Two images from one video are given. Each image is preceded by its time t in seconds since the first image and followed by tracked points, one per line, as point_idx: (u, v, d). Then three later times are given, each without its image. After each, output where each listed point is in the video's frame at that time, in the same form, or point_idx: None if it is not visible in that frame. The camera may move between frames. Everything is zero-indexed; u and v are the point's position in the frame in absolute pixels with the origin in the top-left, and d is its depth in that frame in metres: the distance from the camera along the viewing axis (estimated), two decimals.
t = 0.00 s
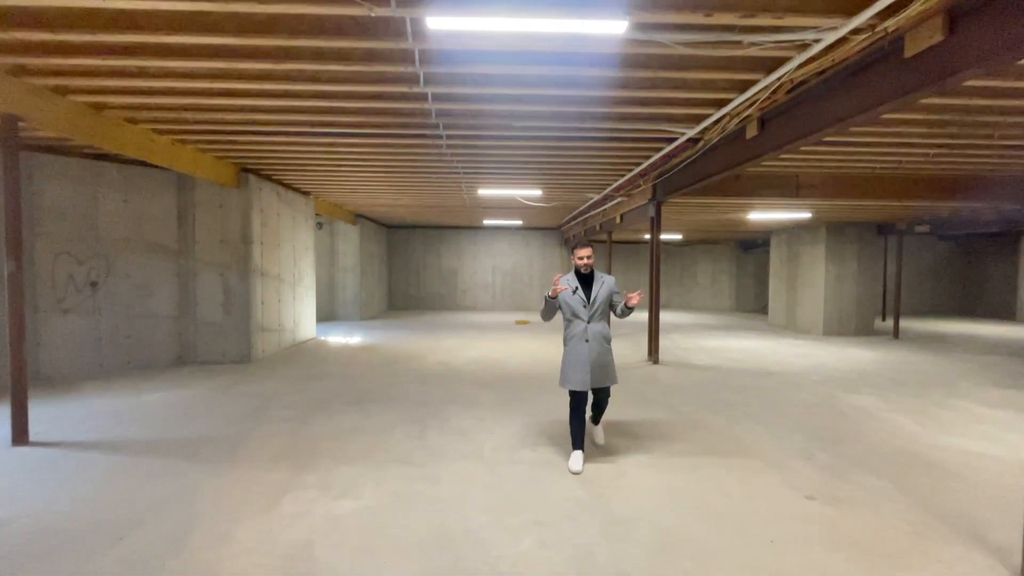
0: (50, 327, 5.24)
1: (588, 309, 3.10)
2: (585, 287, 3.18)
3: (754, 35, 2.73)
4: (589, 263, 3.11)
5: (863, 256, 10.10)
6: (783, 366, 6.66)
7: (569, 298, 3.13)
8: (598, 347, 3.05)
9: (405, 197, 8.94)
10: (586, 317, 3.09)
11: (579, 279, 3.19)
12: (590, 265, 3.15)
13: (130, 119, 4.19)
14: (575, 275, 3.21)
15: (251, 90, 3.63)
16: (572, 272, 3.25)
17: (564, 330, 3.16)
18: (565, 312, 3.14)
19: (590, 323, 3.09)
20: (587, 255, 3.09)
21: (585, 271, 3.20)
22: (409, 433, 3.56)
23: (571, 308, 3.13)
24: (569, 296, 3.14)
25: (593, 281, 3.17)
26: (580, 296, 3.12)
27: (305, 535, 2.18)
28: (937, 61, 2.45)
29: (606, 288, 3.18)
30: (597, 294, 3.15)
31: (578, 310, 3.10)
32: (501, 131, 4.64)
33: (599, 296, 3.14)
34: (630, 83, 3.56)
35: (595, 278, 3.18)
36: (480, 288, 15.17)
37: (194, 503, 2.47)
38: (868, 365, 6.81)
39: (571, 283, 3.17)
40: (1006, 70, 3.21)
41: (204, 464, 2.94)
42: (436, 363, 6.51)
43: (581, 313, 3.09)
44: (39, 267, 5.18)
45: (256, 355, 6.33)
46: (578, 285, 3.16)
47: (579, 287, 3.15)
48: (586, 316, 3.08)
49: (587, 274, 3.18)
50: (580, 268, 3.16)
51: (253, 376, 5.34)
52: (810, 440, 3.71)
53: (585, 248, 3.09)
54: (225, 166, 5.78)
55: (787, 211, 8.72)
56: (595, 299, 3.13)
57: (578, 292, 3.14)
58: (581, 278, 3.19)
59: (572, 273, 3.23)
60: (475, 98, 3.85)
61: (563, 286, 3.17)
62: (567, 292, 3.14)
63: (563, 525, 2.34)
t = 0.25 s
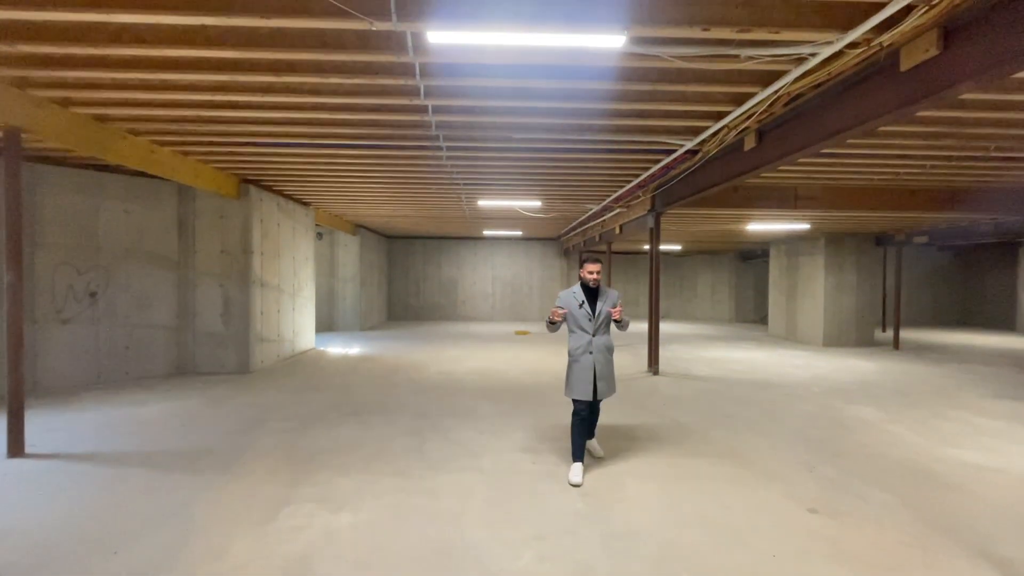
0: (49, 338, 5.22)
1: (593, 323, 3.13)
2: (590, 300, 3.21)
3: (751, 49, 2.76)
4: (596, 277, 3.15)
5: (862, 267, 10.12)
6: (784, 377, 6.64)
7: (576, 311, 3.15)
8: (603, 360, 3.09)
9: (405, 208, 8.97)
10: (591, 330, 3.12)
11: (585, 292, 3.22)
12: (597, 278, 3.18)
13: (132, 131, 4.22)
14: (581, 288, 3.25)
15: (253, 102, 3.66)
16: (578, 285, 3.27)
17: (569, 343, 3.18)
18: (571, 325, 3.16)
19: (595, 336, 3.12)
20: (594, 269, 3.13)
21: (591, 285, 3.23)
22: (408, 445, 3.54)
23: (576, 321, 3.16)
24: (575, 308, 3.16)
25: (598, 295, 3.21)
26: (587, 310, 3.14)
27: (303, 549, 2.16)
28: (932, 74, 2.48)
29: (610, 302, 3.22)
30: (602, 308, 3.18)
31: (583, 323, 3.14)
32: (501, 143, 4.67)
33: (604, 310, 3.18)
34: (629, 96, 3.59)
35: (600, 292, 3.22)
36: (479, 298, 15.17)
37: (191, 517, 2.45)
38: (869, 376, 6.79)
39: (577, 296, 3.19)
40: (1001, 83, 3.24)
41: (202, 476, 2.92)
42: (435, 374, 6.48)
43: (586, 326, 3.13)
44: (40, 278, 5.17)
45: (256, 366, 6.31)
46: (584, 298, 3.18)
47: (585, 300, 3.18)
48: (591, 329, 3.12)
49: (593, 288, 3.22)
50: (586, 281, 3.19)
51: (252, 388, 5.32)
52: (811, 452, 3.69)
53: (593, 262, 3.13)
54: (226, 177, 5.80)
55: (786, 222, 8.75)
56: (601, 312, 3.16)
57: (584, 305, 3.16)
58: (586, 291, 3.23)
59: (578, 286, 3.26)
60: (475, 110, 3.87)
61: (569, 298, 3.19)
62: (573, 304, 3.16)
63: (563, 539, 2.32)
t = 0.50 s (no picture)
0: (47, 348, 5.21)
1: (595, 329, 3.21)
2: (593, 307, 3.30)
3: (748, 62, 2.78)
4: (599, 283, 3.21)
5: (861, 276, 10.13)
6: (784, 388, 6.62)
7: (580, 318, 3.24)
8: (602, 366, 3.17)
9: (405, 217, 8.99)
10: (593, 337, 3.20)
11: (587, 298, 3.31)
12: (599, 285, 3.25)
13: (134, 141, 4.24)
14: (584, 295, 3.33)
15: (255, 114, 3.68)
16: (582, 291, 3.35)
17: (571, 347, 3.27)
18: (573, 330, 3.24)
19: (596, 342, 3.20)
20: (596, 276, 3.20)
21: (594, 292, 3.31)
22: (407, 456, 3.52)
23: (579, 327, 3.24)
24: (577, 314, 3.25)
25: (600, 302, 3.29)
26: (589, 317, 3.23)
27: (301, 562, 2.15)
28: (927, 86, 2.51)
29: (613, 310, 3.29)
30: (604, 315, 3.26)
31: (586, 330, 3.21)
32: (501, 154, 4.70)
33: (606, 317, 3.25)
34: (628, 107, 3.62)
35: (603, 299, 3.29)
36: (479, 308, 15.16)
37: (188, 529, 2.43)
38: (869, 386, 6.77)
39: (580, 302, 3.28)
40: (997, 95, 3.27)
41: (199, 488, 2.90)
42: (435, 384, 6.47)
43: (588, 332, 3.21)
44: (39, 287, 5.17)
45: (254, 376, 6.29)
46: (587, 305, 3.27)
47: (588, 307, 3.26)
48: (591, 335, 3.20)
49: (597, 295, 3.30)
50: (590, 287, 3.27)
51: (250, 398, 5.30)
52: (812, 463, 3.67)
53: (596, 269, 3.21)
54: (227, 187, 5.82)
55: (785, 232, 8.78)
56: (602, 320, 3.24)
57: (586, 312, 3.25)
58: (590, 298, 3.31)
59: (582, 292, 3.34)
60: (476, 121, 3.90)
61: (573, 304, 3.29)
62: (577, 310, 3.26)
63: (563, 552, 2.31)
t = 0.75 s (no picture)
0: (44, 356, 5.18)
1: (595, 337, 3.27)
2: (591, 314, 3.36)
3: (747, 73, 2.80)
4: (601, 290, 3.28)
5: (859, 285, 10.15)
6: (785, 397, 6.60)
7: (578, 325, 3.30)
8: (603, 373, 3.22)
9: (404, 226, 9.01)
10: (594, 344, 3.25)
11: (586, 306, 3.37)
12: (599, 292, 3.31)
13: (134, 150, 4.25)
14: (582, 303, 3.39)
15: (255, 123, 3.70)
16: (580, 299, 3.42)
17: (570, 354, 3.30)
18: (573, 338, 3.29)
19: (596, 350, 3.25)
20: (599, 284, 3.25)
21: (593, 300, 3.38)
22: (405, 466, 3.49)
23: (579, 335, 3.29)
24: (577, 322, 3.31)
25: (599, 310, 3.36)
26: (588, 324, 3.30)
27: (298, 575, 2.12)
28: (925, 97, 2.52)
29: (611, 318, 3.37)
30: (603, 323, 3.33)
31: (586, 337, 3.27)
32: (500, 163, 4.71)
33: (604, 325, 3.33)
34: (627, 117, 3.63)
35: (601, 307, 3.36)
36: (478, 316, 15.14)
37: (184, 540, 2.41)
38: (870, 395, 6.75)
39: (579, 310, 3.35)
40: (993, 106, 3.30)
41: (196, 499, 2.87)
42: (434, 393, 6.44)
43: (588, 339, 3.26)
44: (36, 296, 5.15)
45: (252, 385, 6.26)
46: (586, 313, 3.34)
47: (587, 315, 3.33)
48: (592, 342, 3.25)
49: (595, 301, 3.36)
50: (589, 295, 3.33)
51: (248, 407, 5.27)
52: (813, 472, 3.65)
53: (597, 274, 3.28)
54: (226, 195, 5.83)
55: (784, 241, 8.80)
56: (601, 327, 3.31)
57: (585, 319, 3.32)
58: (588, 304, 3.37)
59: (580, 299, 3.41)
60: (475, 130, 3.92)
61: (571, 312, 3.34)
62: (576, 318, 3.31)
63: (563, 564, 2.28)
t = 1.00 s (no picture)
0: (40, 361, 5.16)
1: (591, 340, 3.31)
2: (587, 318, 3.41)
3: (745, 79, 2.82)
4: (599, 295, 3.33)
5: (857, 290, 10.16)
6: (784, 402, 6.59)
7: (575, 328, 3.34)
8: (599, 376, 3.25)
9: (403, 230, 9.02)
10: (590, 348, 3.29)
11: (582, 310, 3.42)
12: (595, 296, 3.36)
13: (133, 155, 4.25)
14: (579, 307, 3.44)
15: (255, 128, 3.70)
16: (576, 303, 3.47)
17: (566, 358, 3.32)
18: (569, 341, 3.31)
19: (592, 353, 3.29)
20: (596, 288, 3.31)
21: (589, 304, 3.43)
22: (403, 472, 3.48)
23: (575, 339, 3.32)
24: (573, 325, 3.34)
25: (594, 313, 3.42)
26: (585, 328, 3.34)
27: None
28: (921, 104, 2.53)
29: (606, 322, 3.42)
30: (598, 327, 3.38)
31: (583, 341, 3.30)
32: (499, 168, 4.73)
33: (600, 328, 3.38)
34: (625, 123, 3.64)
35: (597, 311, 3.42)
36: (477, 321, 15.14)
37: (180, 547, 2.39)
38: (868, 401, 6.75)
39: (576, 313, 3.39)
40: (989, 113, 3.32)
41: (193, 505, 2.86)
42: (432, 398, 6.42)
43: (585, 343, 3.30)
44: (34, 300, 5.13)
45: (250, 390, 6.24)
46: (583, 316, 3.38)
47: (583, 319, 3.37)
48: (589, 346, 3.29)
49: (590, 305, 3.42)
50: (585, 298, 3.38)
51: (246, 412, 5.25)
52: (813, 478, 3.65)
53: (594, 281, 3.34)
54: (225, 200, 5.83)
55: (782, 246, 8.82)
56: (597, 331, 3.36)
57: (582, 323, 3.36)
58: (583, 308, 3.43)
59: (576, 303, 3.46)
60: (474, 135, 3.93)
61: (567, 315, 3.38)
62: (572, 321, 3.35)
63: (563, 571, 2.27)
